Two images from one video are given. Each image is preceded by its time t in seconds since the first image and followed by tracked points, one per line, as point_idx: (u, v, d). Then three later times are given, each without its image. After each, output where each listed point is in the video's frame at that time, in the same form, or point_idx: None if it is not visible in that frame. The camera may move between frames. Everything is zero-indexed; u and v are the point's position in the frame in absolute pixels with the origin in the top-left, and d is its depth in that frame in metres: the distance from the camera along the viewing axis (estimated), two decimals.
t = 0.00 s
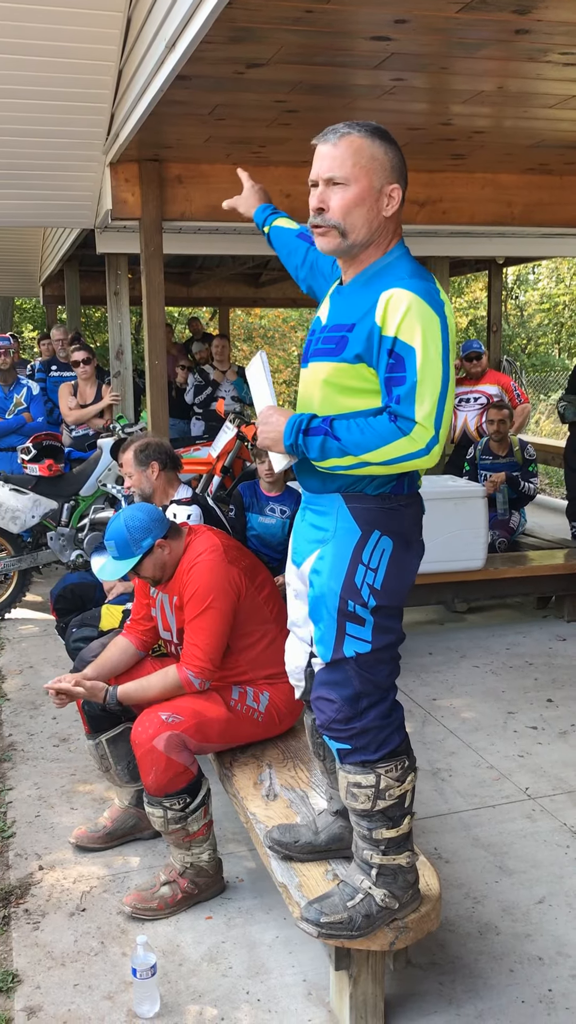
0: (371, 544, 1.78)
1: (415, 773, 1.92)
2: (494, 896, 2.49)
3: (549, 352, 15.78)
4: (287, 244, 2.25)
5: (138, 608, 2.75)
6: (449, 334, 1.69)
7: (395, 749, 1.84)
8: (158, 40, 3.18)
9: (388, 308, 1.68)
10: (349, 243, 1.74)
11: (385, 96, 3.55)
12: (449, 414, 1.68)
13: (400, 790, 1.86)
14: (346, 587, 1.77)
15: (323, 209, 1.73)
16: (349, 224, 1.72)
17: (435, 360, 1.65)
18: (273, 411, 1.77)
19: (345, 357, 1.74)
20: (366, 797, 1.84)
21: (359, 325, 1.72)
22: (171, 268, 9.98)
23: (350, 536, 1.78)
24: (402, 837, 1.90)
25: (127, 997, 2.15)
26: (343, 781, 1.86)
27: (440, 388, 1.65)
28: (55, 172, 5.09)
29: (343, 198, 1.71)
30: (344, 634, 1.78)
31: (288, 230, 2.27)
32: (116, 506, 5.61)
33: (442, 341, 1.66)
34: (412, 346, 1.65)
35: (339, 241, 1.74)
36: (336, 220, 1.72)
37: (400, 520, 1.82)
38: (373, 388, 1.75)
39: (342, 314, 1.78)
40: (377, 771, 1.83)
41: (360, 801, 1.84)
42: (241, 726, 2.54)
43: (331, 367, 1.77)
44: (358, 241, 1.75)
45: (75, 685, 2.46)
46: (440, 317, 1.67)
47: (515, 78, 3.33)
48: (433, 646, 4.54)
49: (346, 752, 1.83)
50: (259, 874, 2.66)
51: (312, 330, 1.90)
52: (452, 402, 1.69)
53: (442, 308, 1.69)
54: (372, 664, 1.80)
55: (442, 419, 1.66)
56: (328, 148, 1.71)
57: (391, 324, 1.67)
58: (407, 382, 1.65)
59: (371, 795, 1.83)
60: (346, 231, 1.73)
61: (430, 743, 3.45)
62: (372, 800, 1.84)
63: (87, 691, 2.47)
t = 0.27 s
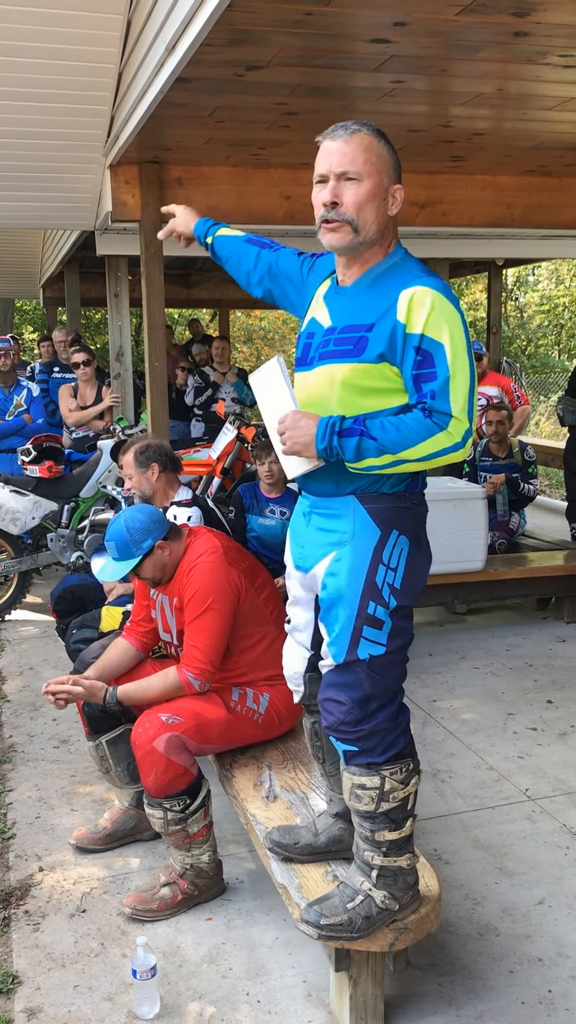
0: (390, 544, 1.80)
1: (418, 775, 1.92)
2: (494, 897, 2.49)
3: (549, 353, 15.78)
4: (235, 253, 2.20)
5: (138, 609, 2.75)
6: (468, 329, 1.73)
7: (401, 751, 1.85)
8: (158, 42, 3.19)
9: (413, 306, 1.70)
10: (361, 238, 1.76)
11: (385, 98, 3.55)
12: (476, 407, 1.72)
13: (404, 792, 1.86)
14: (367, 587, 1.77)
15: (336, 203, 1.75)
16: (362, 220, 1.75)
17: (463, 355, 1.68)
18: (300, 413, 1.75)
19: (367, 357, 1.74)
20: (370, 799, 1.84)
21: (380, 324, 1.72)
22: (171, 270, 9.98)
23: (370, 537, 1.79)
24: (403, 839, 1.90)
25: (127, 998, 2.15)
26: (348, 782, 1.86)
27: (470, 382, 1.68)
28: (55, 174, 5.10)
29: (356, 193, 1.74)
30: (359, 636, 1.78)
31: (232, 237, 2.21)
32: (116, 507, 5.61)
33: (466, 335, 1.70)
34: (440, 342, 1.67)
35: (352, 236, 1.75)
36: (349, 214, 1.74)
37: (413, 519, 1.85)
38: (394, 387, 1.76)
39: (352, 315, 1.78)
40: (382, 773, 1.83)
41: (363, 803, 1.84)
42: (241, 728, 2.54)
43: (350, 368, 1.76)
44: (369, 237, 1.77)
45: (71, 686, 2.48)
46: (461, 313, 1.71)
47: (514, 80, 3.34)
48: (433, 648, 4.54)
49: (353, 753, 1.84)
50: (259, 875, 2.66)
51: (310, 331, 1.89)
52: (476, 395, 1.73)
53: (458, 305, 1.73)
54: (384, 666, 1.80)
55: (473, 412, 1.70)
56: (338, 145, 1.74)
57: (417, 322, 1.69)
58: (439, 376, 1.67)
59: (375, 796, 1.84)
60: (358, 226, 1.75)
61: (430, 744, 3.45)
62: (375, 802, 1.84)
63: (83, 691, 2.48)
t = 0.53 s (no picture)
0: (402, 545, 1.81)
1: (420, 778, 1.93)
2: (494, 899, 2.50)
3: (549, 355, 15.80)
4: (201, 270, 2.18)
5: (139, 610, 2.77)
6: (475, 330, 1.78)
7: (403, 755, 1.85)
8: (158, 46, 3.20)
9: (428, 307, 1.72)
10: (366, 241, 1.78)
11: (385, 102, 3.56)
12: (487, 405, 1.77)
13: (406, 796, 1.87)
14: (381, 590, 1.78)
15: (344, 204, 1.76)
16: (368, 222, 1.77)
17: (477, 354, 1.72)
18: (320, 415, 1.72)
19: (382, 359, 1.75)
20: (372, 802, 1.84)
21: (393, 326, 1.74)
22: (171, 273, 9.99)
23: (382, 539, 1.79)
24: (405, 842, 1.90)
25: (128, 1000, 2.15)
26: (350, 785, 1.86)
27: (484, 381, 1.73)
28: (55, 177, 5.11)
29: (364, 195, 1.76)
30: (369, 640, 1.78)
31: (196, 253, 2.19)
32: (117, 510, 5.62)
33: (477, 336, 1.74)
34: (457, 342, 1.71)
35: (358, 238, 1.77)
36: (356, 215, 1.76)
37: (419, 521, 1.87)
38: (406, 388, 1.78)
39: (362, 318, 1.78)
40: (384, 776, 1.83)
41: (365, 806, 1.85)
42: (242, 730, 2.54)
43: (364, 370, 1.76)
44: (373, 240, 1.79)
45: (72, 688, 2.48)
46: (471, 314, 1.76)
47: (514, 84, 3.35)
48: (434, 650, 4.55)
49: (356, 757, 1.84)
50: (260, 877, 2.67)
51: (310, 337, 1.89)
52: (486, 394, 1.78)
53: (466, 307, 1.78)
54: (390, 670, 1.81)
55: (487, 411, 1.74)
56: (346, 147, 1.76)
57: (433, 323, 1.72)
58: (457, 376, 1.70)
59: (377, 800, 1.84)
60: (365, 228, 1.77)
61: (431, 746, 3.46)
62: (378, 806, 1.85)
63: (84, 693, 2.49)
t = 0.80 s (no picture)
0: (399, 551, 1.81)
1: (420, 783, 1.93)
2: (495, 902, 2.50)
3: (549, 359, 15.81)
4: (202, 270, 2.17)
5: (139, 613, 2.78)
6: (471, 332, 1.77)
7: (403, 761, 1.85)
8: (159, 51, 3.21)
9: (422, 309, 1.72)
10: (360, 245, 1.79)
11: (385, 106, 3.57)
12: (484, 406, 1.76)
13: (405, 801, 1.87)
14: (377, 595, 1.78)
15: (336, 208, 1.77)
16: (361, 227, 1.78)
17: (473, 356, 1.72)
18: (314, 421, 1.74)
19: (378, 362, 1.75)
20: (371, 807, 1.85)
21: (387, 330, 1.74)
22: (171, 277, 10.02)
23: (379, 544, 1.80)
24: (405, 846, 1.90)
25: (129, 1004, 2.15)
26: (349, 791, 1.86)
27: (480, 382, 1.72)
28: (56, 181, 5.12)
29: (357, 199, 1.77)
30: (367, 644, 1.78)
31: (196, 254, 2.18)
32: (117, 513, 5.62)
33: (472, 338, 1.74)
34: (452, 344, 1.70)
35: (351, 243, 1.78)
36: (349, 220, 1.77)
37: (416, 526, 1.87)
38: (401, 392, 1.78)
39: (357, 321, 1.79)
40: (384, 782, 1.83)
41: (365, 812, 1.85)
42: (244, 733, 2.54)
43: (359, 374, 1.77)
44: (368, 244, 1.79)
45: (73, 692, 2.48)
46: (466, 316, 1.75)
47: (514, 88, 3.35)
48: (435, 653, 4.55)
49: (355, 763, 1.84)
50: (260, 881, 2.67)
51: (306, 342, 1.89)
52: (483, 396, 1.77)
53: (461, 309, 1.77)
54: (389, 675, 1.81)
55: (484, 411, 1.73)
56: (338, 152, 1.77)
57: (428, 326, 1.71)
58: (452, 378, 1.69)
59: (377, 805, 1.84)
60: (358, 233, 1.78)
61: (431, 750, 3.46)
62: (377, 811, 1.85)
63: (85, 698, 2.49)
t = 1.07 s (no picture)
0: (387, 557, 1.80)
1: (419, 787, 1.93)
2: (495, 906, 2.50)
3: (550, 362, 15.82)
4: (228, 270, 2.21)
5: (140, 616, 2.77)
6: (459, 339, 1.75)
7: (401, 765, 1.86)
8: (160, 56, 3.22)
9: (406, 313, 1.72)
10: (345, 251, 1.77)
11: (386, 111, 3.58)
12: (469, 415, 1.73)
13: (405, 805, 1.87)
14: (365, 601, 1.77)
15: (322, 214, 1.76)
16: (347, 233, 1.76)
17: (456, 364, 1.70)
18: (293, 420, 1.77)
19: (361, 366, 1.76)
20: (370, 812, 1.85)
21: (373, 334, 1.74)
22: (172, 280, 10.03)
23: (366, 550, 1.79)
24: (405, 851, 1.90)
25: (129, 1007, 2.15)
26: (348, 796, 1.86)
27: (462, 390, 1.70)
28: (58, 185, 5.13)
29: (343, 204, 1.75)
30: (358, 650, 1.78)
31: (226, 253, 2.22)
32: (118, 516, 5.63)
33: (459, 346, 1.72)
34: (433, 351, 1.69)
35: (337, 249, 1.77)
36: (334, 226, 1.76)
37: (409, 531, 1.86)
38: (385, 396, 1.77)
39: (348, 325, 1.79)
40: (382, 786, 1.84)
41: (364, 817, 1.85)
42: (243, 737, 2.54)
43: (345, 378, 1.77)
44: (356, 250, 1.78)
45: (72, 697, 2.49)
46: (454, 322, 1.73)
47: (514, 93, 3.36)
48: (435, 656, 4.55)
49: (353, 768, 1.84)
50: (261, 884, 2.67)
51: (303, 345, 1.91)
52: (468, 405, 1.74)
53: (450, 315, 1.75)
54: (385, 680, 1.81)
55: (465, 419, 1.71)
56: (327, 156, 1.75)
57: (410, 331, 1.71)
58: (431, 384, 1.68)
59: (376, 810, 1.84)
60: (344, 238, 1.76)
61: (432, 753, 3.45)
62: (377, 816, 1.85)
63: (84, 702, 2.50)
